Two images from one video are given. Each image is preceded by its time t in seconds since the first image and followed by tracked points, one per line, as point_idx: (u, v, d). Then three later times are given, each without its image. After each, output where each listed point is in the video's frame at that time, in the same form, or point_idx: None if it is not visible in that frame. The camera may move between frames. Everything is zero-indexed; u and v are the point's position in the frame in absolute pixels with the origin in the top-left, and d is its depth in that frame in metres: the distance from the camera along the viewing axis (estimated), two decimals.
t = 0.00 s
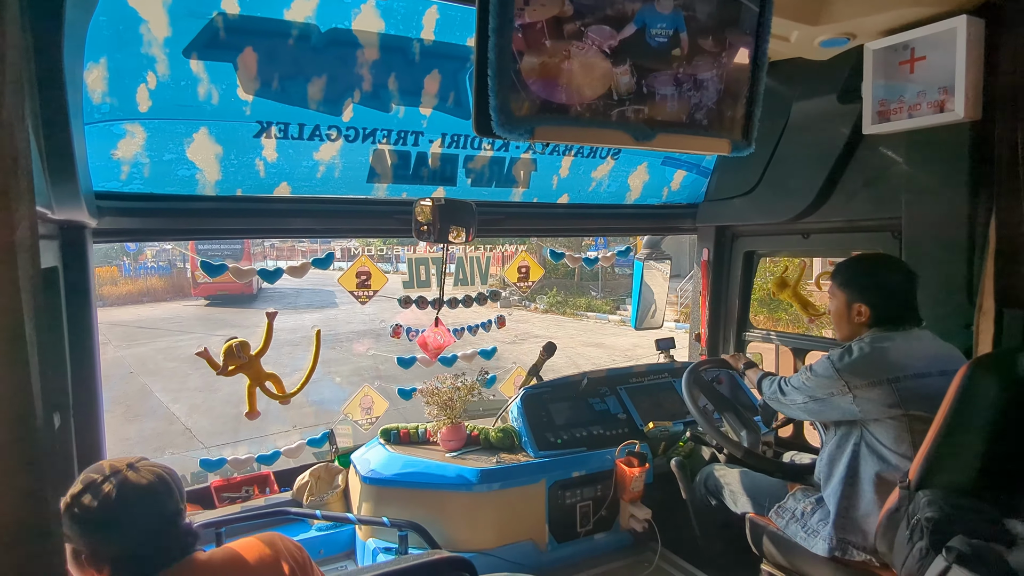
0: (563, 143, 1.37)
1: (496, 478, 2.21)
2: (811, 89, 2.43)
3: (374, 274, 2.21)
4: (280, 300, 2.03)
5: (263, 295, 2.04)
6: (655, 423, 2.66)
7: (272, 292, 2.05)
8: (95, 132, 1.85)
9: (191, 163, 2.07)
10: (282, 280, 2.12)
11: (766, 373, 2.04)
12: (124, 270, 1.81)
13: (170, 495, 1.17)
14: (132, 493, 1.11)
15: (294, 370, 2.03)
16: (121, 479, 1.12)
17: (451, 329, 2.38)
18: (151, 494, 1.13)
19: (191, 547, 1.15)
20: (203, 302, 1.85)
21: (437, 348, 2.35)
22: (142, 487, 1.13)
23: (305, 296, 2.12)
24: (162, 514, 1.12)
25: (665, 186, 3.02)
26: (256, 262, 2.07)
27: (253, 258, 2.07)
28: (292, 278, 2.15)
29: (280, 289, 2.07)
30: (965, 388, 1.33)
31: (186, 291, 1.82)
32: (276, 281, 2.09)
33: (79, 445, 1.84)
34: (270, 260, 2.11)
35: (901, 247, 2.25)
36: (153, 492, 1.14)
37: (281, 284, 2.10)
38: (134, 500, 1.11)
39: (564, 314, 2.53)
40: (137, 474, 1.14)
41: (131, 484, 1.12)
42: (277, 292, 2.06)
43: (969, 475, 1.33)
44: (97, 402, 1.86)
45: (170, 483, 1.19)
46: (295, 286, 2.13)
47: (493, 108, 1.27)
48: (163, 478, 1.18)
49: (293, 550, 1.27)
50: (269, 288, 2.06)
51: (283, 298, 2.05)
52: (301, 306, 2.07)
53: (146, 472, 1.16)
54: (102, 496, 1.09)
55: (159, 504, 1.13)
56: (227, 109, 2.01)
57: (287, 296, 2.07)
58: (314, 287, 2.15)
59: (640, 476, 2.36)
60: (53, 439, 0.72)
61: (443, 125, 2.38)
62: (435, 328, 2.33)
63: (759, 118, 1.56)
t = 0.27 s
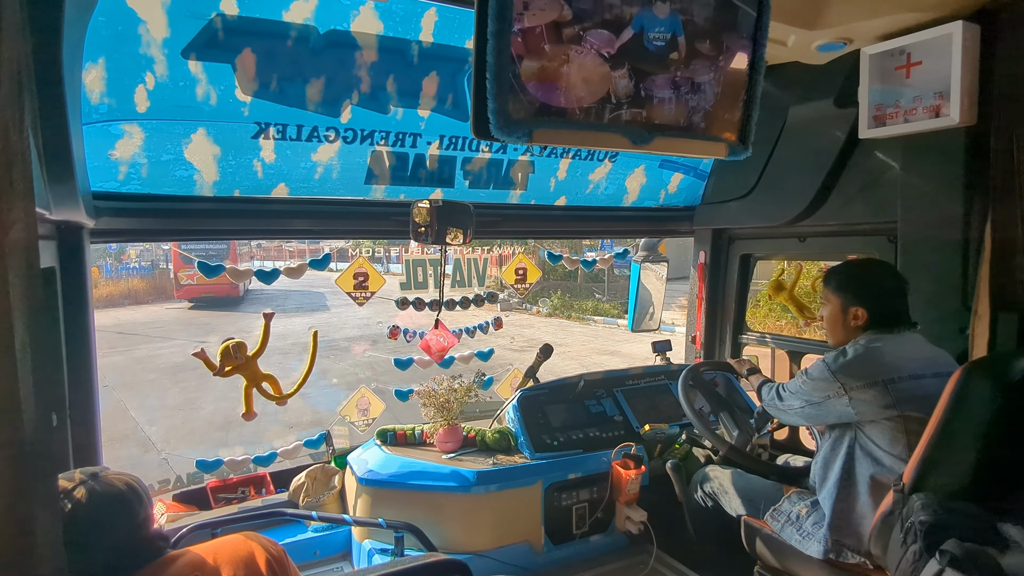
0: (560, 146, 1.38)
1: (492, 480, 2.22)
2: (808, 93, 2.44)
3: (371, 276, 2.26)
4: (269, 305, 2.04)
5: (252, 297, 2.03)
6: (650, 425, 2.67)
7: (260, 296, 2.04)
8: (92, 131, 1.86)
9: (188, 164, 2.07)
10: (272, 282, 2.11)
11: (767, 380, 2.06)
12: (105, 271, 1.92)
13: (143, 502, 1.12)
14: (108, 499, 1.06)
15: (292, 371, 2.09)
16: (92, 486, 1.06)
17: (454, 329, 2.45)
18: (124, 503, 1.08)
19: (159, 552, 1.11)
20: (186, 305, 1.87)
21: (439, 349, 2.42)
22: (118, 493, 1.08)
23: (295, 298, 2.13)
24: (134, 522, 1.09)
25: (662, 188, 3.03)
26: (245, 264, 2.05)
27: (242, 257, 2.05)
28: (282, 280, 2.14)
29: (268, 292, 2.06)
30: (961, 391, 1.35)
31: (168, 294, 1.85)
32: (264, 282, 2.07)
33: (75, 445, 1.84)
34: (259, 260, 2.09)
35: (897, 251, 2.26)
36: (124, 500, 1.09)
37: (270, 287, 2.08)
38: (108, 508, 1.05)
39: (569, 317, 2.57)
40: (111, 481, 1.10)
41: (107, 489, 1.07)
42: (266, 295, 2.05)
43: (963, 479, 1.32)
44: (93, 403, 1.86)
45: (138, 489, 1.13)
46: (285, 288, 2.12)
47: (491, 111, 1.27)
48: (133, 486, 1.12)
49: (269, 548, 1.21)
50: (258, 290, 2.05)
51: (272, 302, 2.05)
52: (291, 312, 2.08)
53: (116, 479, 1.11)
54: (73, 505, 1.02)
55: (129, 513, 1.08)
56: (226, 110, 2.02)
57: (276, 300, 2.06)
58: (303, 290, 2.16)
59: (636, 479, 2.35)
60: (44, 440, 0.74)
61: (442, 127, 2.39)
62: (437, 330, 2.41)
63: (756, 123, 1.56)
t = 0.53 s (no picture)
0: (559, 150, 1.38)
1: (492, 481, 2.22)
2: (809, 95, 2.45)
3: (373, 277, 2.24)
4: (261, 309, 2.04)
5: (243, 300, 2.04)
6: (649, 427, 2.67)
7: (250, 298, 2.05)
8: (97, 133, 1.87)
9: (192, 166, 2.09)
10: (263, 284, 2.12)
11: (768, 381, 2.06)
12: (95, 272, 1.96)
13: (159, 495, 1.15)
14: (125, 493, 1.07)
15: (294, 371, 2.09)
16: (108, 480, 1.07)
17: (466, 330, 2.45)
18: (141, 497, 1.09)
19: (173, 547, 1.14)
20: (175, 308, 1.88)
21: (456, 351, 2.44)
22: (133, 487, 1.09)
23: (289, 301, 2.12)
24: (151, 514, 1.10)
25: (664, 190, 3.03)
26: (236, 265, 2.07)
27: (241, 258, 2.09)
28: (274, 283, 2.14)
29: (259, 294, 2.07)
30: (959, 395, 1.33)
31: (157, 296, 1.89)
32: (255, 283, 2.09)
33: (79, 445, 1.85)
34: (249, 260, 2.11)
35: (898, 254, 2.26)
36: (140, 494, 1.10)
37: (261, 289, 2.09)
38: (124, 502, 1.06)
39: (580, 322, 2.53)
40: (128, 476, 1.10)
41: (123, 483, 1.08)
42: (257, 298, 2.06)
43: (960, 482, 1.32)
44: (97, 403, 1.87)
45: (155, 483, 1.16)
46: (277, 290, 2.12)
47: (490, 114, 1.28)
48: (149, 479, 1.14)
49: (279, 548, 1.23)
50: (249, 291, 2.07)
51: (263, 305, 2.05)
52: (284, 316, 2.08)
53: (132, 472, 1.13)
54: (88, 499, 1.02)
55: (145, 506, 1.10)
56: (228, 112, 2.03)
57: (267, 302, 2.07)
58: (296, 293, 2.15)
59: (635, 480, 2.37)
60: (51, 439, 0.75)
61: (443, 129, 2.40)
62: (451, 333, 2.41)
63: (755, 126, 1.57)
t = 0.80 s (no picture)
0: (562, 144, 1.37)
1: (496, 478, 2.22)
2: (813, 91, 2.43)
3: (375, 274, 2.23)
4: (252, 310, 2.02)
5: (234, 301, 2.01)
6: (653, 425, 2.65)
7: (241, 299, 2.02)
8: (99, 131, 1.87)
9: (194, 163, 2.08)
10: (256, 283, 2.09)
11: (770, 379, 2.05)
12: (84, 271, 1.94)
13: (183, 487, 1.22)
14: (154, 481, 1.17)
15: (297, 367, 2.08)
16: (133, 470, 1.15)
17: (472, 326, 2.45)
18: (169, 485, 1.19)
19: (196, 543, 1.16)
20: (160, 310, 1.82)
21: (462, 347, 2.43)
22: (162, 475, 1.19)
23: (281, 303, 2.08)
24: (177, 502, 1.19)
25: (667, 187, 3.02)
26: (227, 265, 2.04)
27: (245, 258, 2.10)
28: (266, 283, 2.11)
29: (250, 295, 2.04)
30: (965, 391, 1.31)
31: (143, 299, 1.84)
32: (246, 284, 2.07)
33: (82, 442, 1.85)
34: (240, 259, 2.09)
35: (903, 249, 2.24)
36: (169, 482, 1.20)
37: (252, 289, 2.06)
38: (150, 491, 1.15)
39: (592, 325, 2.59)
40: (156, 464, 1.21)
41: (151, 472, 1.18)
42: (248, 299, 2.03)
43: (967, 479, 1.30)
44: (100, 400, 1.87)
45: (180, 476, 1.24)
46: (269, 291, 2.09)
47: (493, 109, 1.26)
48: (175, 471, 1.23)
49: (295, 549, 1.29)
50: (240, 291, 2.04)
51: (253, 306, 2.03)
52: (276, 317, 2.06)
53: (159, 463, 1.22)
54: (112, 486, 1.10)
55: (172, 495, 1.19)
56: (230, 109, 2.02)
57: (258, 303, 2.04)
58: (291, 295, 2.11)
59: (639, 476, 2.37)
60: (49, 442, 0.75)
61: (446, 126, 2.39)
62: (457, 329, 2.41)
63: (760, 120, 1.56)
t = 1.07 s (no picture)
0: (561, 143, 1.37)
1: (496, 476, 2.22)
2: (813, 88, 2.43)
3: (374, 273, 2.23)
4: (236, 313, 2.00)
5: (216, 302, 1.98)
6: (653, 423, 2.64)
7: (226, 301, 2.01)
8: (98, 130, 1.87)
9: (193, 161, 2.08)
10: (243, 284, 2.07)
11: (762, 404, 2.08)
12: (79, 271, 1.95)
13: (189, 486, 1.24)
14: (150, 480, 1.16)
15: (295, 369, 2.09)
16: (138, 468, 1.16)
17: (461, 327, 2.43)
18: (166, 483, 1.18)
19: (202, 544, 1.17)
20: (141, 313, 1.83)
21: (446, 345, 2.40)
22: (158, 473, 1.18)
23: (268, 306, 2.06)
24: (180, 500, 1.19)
25: (666, 185, 3.02)
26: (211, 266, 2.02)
27: (243, 257, 2.10)
28: (253, 288, 2.08)
29: (236, 297, 2.03)
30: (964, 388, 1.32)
31: (124, 301, 1.83)
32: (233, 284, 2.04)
33: (83, 441, 1.86)
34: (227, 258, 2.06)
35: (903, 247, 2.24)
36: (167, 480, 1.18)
37: (239, 290, 2.05)
38: (155, 488, 1.16)
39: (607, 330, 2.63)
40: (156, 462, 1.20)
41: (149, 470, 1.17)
42: (233, 301, 2.02)
43: (969, 476, 1.31)
44: (100, 399, 1.88)
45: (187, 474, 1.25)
46: (256, 293, 2.07)
47: (493, 107, 1.26)
48: (182, 469, 1.24)
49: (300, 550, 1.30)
50: (224, 293, 2.02)
51: (239, 309, 2.01)
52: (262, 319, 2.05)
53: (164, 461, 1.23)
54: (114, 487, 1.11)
55: (170, 494, 1.18)
56: (230, 108, 2.02)
57: (243, 305, 2.03)
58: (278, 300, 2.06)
59: (639, 473, 2.38)
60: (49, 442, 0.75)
61: (445, 124, 2.39)
62: (445, 327, 2.39)
63: (759, 118, 1.56)
